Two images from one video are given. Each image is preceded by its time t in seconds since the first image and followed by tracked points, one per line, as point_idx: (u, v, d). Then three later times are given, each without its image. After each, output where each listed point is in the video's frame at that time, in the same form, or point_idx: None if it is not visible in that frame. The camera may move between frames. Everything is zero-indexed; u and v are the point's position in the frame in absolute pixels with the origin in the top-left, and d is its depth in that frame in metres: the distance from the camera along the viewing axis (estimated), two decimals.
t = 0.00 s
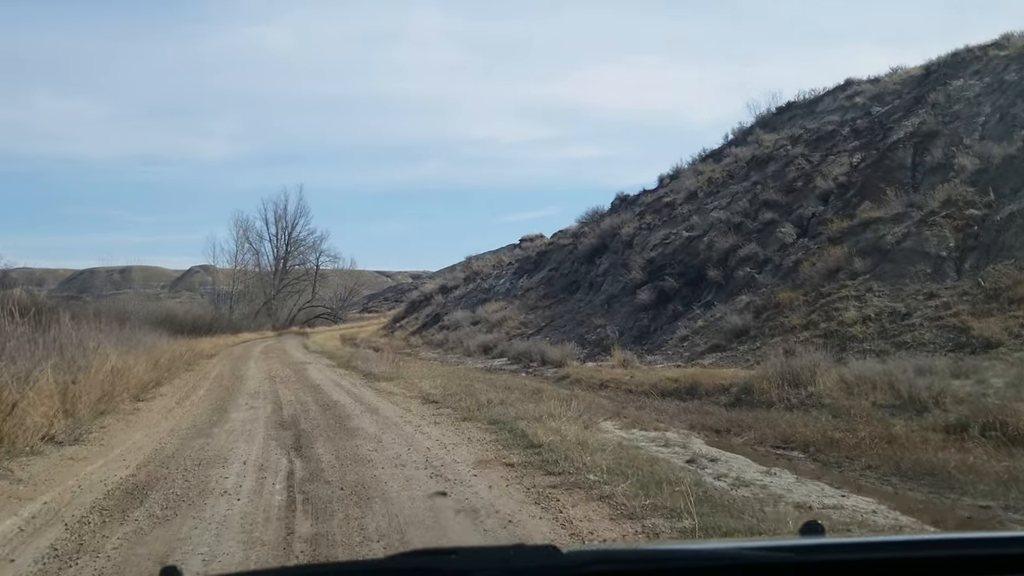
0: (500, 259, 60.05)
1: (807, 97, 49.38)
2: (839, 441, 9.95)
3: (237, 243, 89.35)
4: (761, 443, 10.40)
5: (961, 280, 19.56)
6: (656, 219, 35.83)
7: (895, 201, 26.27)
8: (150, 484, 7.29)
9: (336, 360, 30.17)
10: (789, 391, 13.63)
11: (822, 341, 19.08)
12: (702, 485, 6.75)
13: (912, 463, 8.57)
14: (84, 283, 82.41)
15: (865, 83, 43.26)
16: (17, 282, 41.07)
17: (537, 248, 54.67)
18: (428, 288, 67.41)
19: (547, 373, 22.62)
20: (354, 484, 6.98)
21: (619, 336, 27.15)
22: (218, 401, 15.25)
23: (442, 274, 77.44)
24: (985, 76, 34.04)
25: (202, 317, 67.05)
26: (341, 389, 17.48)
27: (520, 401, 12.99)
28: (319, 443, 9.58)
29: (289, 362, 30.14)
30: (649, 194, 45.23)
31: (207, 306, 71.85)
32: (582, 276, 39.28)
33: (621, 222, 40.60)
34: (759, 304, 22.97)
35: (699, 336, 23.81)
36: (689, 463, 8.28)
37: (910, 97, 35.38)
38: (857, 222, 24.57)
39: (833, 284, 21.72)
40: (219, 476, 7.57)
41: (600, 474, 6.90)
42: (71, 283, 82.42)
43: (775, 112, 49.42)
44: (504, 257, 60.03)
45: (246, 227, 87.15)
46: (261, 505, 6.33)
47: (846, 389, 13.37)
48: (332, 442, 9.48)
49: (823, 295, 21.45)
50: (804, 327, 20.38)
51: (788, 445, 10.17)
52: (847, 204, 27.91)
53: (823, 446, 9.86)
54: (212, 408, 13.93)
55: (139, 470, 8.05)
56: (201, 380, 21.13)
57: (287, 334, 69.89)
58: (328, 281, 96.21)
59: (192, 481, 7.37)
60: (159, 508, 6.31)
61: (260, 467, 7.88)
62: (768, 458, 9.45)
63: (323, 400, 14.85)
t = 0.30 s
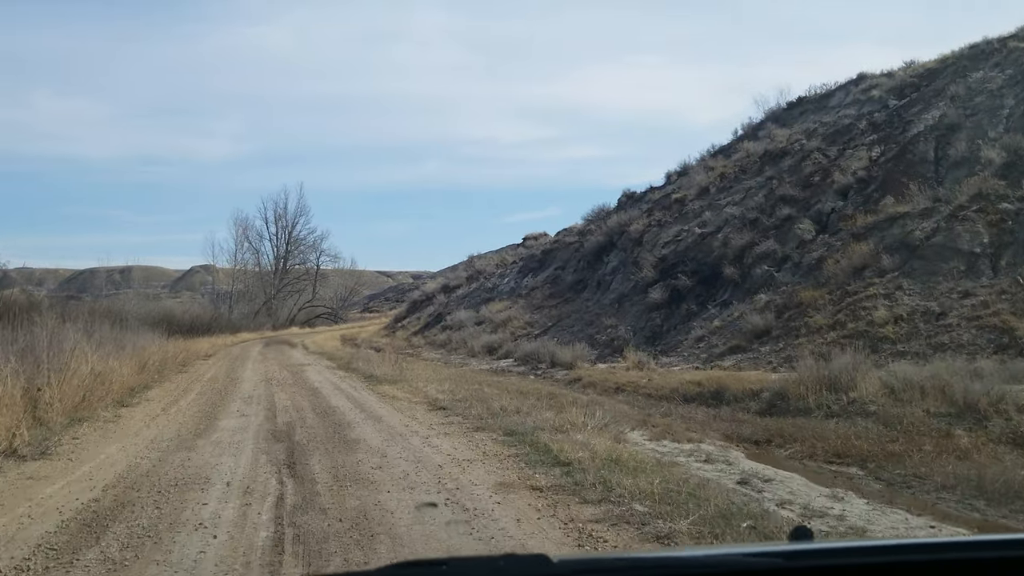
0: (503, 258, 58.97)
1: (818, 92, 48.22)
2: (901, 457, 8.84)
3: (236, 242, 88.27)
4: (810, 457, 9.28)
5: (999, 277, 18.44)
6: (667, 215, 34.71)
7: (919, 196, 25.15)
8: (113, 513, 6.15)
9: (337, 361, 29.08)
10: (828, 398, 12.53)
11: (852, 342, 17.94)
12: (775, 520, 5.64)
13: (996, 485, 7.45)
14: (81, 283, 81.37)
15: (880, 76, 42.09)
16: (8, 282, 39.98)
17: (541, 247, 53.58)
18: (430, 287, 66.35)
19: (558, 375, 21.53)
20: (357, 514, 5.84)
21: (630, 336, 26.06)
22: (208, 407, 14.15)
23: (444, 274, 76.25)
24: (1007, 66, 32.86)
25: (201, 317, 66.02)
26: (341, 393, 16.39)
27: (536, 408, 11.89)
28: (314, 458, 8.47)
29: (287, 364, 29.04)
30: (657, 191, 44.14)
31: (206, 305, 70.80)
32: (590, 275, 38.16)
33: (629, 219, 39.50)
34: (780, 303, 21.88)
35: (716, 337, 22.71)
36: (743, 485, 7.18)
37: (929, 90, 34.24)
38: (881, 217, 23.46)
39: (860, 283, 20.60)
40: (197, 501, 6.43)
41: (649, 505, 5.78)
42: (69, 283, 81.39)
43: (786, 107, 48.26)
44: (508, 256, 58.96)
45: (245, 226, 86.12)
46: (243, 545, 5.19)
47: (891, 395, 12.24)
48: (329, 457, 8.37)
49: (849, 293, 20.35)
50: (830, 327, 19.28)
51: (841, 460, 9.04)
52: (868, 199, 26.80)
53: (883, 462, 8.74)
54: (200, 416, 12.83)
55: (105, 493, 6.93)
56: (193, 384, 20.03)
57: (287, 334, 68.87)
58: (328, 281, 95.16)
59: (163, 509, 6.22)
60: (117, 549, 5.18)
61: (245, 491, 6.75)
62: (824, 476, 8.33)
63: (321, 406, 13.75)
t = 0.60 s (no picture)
0: (506, 257, 57.84)
1: (830, 87, 47.14)
2: (980, 475, 7.73)
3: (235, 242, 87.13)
4: (873, 475, 8.18)
5: None
6: (678, 212, 33.61)
7: (945, 190, 24.05)
8: (62, 554, 5.04)
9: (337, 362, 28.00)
10: (874, 406, 11.42)
11: (885, 343, 16.85)
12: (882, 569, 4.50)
13: None
14: (78, 283, 80.26)
15: (895, 69, 40.95)
16: None
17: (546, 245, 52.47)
18: (432, 286, 65.22)
19: (569, 378, 20.42)
20: (360, 559, 4.72)
21: (643, 337, 24.96)
22: (196, 413, 13.05)
23: (445, 274, 75.10)
24: None
25: (198, 317, 64.88)
26: (341, 397, 15.30)
27: (556, 416, 10.79)
28: (310, 475, 7.38)
29: (285, 366, 27.95)
30: (666, 188, 43.03)
31: (204, 305, 69.72)
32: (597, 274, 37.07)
33: (637, 216, 38.41)
34: (804, 302, 20.79)
35: (735, 337, 21.62)
36: (816, 515, 6.09)
37: (949, 82, 33.11)
38: (908, 212, 22.35)
39: (889, 280, 19.51)
40: (167, 538, 5.31)
41: (723, 550, 4.65)
42: (65, 283, 80.27)
43: (797, 102, 47.12)
44: (511, 255, 57.84)
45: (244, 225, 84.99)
46: None
47: (946, 402, 11.13)
48: (326, 476, 7.27)
49: (879, 291, 19.24)
50: (860, 327, 18.18)
51: (910, 479, 7.93)
52: (890, 194, 25.70)
53: (961, 481, 7.64)
54: (186, 424, 11.72)
55: (60, 525, 5.83)
56: (183, 387, 18.90)
57: (286, 335, 67.75)
58: (329, 282, 94.04)
59: (123, 549, 5.10)
60: None
61: (227, 522, 5.66)
62: (896, 500, 7.24)
63: (319, 413, 12.64)
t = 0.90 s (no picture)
0: (510, 256, 56.75)
1: (842, 81, 46.01)
2: None
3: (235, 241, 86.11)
4: (957, 500, 7.09)
5: None
6: (690, 207, 32.51)
7: (974, 184, 22.93)
8: None
9: (336, 364, 26.92)
10: (930, 415, 10.33)
11: (923, 345, 15.77)
12: None
13: None
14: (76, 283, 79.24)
15: (911, 62, 39.81)
16: None
17: (551, 243, 51.39)
18: (434, 285, 64.19)
19: (582, 381, 19.36)
20: None
21: (657, 338, 23.87)
22: (183, 421, 11.96)
23: (448, 274, 74.02)
24: None
25: (197, 317, 63.85)
26: (342, 402, 14.21)
27: (582, 427, 9.68)
28: (306, 501, 6.29)
29: (283, 366, 26.86)
30: (675, 185, 41.95)
31: (203, 305, 68.66)
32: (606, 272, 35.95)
33: (646, 213, 37.31)
34: (830, 302, 19.71)
35: (756, 338, 20.52)
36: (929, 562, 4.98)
37: (970, 73, 31.97)
38: (938, 206, 21.24)
39: (921, 278, 18.42)
40: None
41: None
42: (62, 282, 79.23)
43: (808, 96, 45.98)
44: (515, 253, 56.72)
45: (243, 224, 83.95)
46: None
47: (1012, 410, 10.04)
48: (324, 502, 6.17)
49: (912, 290, 18.14)
50: (894, 328, 17.10)
51: (1002, 505, 6.84)
52: (915, 187, 24.59)
53: None
54: (169, 433, 10.62)
55: None
56: (174, 390, 17.81)
57: (286, 334, 66.73)
58: (329, 281, 93.02)
59: None
60: None
61: (198, 572, 4.57)
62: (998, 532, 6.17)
63: (318, 421, 11.53)
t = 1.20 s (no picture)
0: (513, 255, 55.63)
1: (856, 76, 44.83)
2: None
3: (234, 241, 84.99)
4: None
5: None
6: (704, 204, 31.39)
7: (1009, 176, 21.70)
8: None
9: (338, 366, 25.81)
10: (1004, 428, 9.23)
11: (970, 347, 14.62)
12: None
13: None
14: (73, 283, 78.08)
15: (929, 55, 38.65)
16: None
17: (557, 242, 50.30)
18: (436, 285, 63.05)
19: (599, 386, 18.26)
20: None
21: (674, 339, 22.80)
22: (171, 431, 10.83)
23: (450, 274, 72.91)
24: None
25: (196, 318, 62.74)
26: (345, 409, 13.09)
27: (618, 440, 8.59)
28: (305, 541, 5.17)
29: (283, 369, 25.75)
30: (685, 182, 40.85)
31: (201, 305, 67.59)
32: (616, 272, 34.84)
33: (657, 210, 36.22)
34: (861, 301, 18.62)
35: (782, 339, 19.41)
36: None
37: (994, 64, 30.81)
38: (973, 200, 20.13)
39: (960, 276, 17.29)
40: None
41: None
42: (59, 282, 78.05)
43: (821, 91, 44.82)
44: (519, 253, 55.60)
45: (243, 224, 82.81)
46: None
47: None
48: (328, 543, 5.07)
49: (951, 289, 17.03)
50: (934, 329, 16.01)
51: None
52: (944, 181, 23.48)
53: None
54: (152, 446, 9.49)
55: None
56: (164, 396, 16.68)
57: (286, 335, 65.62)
58: (330, 282, 91.90)
59: None
60: None
61: None
62: None
63: (320, 431, 10.42)
